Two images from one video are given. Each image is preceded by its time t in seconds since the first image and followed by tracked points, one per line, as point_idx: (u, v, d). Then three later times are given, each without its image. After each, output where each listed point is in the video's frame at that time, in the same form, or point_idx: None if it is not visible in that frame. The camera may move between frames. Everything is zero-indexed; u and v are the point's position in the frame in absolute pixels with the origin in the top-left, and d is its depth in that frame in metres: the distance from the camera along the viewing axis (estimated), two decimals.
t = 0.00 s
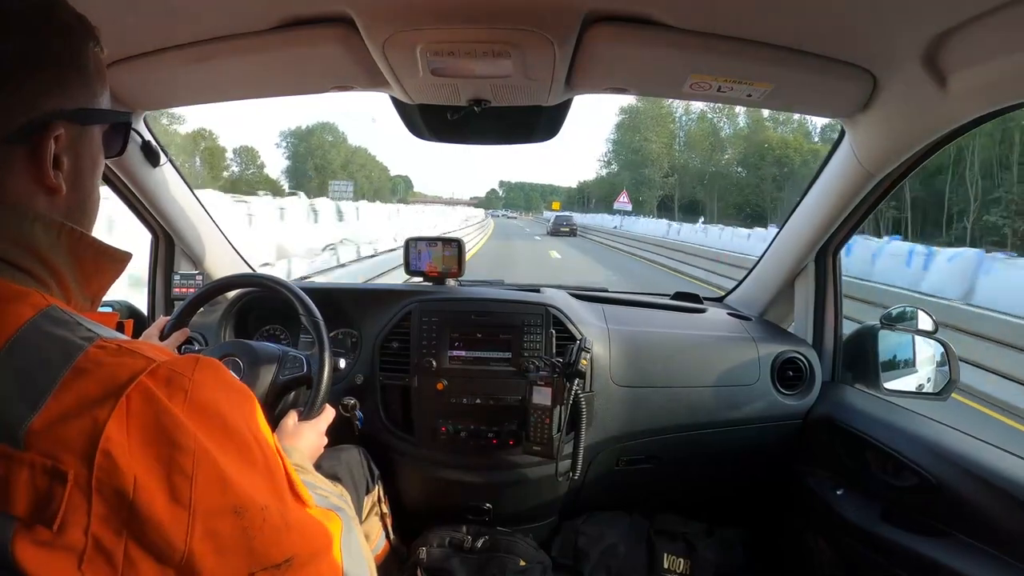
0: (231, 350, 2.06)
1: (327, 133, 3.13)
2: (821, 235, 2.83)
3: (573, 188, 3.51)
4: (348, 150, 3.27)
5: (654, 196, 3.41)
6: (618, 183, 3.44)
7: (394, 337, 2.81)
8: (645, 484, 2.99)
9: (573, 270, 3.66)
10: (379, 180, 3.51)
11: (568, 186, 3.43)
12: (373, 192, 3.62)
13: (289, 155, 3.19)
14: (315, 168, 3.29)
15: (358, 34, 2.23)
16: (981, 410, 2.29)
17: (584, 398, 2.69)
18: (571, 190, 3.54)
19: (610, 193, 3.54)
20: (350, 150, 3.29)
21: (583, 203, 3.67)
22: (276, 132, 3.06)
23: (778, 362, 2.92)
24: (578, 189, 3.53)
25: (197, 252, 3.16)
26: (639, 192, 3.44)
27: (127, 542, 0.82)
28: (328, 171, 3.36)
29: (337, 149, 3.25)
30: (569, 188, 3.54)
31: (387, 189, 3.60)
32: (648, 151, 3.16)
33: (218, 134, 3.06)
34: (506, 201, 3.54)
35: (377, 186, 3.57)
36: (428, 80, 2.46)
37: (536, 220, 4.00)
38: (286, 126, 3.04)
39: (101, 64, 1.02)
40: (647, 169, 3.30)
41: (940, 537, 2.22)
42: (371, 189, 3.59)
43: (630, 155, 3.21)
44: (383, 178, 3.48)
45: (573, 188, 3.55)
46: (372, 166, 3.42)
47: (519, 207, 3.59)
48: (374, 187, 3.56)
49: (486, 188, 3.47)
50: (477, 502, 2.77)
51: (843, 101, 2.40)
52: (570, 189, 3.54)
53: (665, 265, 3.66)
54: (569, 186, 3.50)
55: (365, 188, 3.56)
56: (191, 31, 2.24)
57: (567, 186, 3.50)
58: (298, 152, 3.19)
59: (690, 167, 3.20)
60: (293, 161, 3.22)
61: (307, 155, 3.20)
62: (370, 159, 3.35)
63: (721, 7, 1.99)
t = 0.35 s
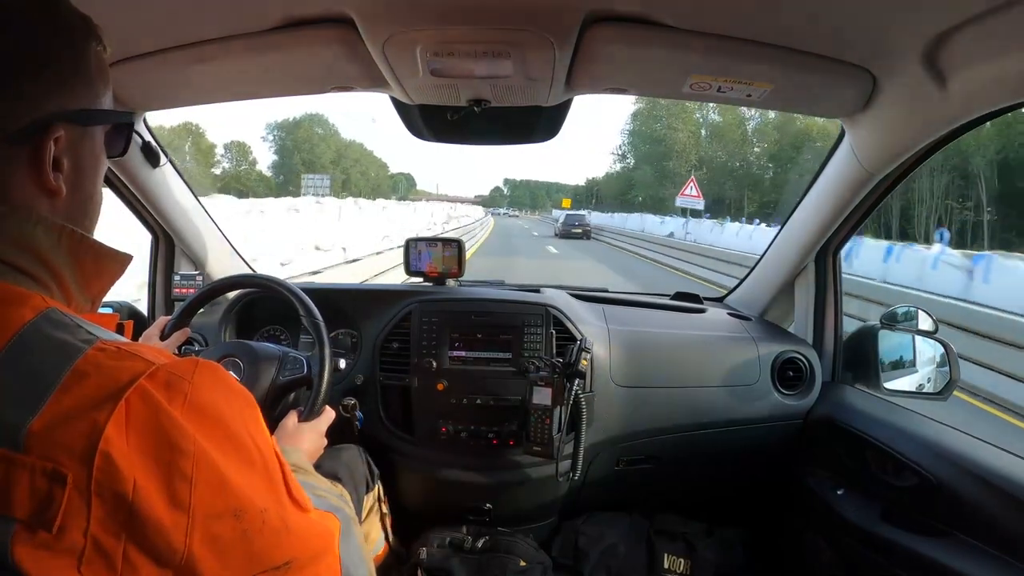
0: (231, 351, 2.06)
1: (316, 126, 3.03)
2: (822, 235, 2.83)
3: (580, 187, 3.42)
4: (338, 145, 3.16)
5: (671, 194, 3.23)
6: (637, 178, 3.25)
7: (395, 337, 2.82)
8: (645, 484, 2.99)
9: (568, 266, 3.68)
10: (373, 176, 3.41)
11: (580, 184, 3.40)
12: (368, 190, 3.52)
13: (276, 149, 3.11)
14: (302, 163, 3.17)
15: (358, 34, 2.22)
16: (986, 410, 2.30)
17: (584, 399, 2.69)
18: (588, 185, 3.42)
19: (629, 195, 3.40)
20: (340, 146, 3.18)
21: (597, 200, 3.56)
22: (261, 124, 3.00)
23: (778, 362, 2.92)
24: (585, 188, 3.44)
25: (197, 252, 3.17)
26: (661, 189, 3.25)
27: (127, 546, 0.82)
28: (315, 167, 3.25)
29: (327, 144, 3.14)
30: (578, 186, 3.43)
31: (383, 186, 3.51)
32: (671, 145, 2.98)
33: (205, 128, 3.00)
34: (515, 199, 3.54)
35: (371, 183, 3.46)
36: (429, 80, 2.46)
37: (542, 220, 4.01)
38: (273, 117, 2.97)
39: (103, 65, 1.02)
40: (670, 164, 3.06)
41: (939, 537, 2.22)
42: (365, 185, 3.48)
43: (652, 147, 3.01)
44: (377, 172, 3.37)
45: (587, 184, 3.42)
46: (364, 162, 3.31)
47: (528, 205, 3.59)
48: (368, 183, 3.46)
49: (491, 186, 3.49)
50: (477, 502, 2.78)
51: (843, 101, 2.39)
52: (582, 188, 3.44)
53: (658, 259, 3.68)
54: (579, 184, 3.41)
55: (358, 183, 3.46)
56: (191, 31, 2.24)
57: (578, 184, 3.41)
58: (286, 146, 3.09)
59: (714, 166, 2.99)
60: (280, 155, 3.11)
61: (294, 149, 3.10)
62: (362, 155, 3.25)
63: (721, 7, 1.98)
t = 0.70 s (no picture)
0: (231, 351, 2.06)
1: (303, 118, 2.98)
2: (823, 234, 2.83)
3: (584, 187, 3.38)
4: (323, 137, 3.11)
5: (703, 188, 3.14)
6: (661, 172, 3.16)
7: (395, 337, 2.82)
8: (645, 484, 2.99)
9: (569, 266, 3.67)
10: (367, 170, 3.34)
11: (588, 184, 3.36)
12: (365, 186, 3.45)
13: (261, 143, 3.07)
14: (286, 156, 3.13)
15: (357, 34, 2.22)
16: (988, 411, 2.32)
17: (584, 399, 2.70)
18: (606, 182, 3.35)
19: (650, 192, 3.32)
20: (325, 138, 3.13)
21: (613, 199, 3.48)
22: (247, 117, 2.95)
23: (778, 361, 2.92)
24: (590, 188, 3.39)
25: (196, 253, 3.17)
26: (690, 186, 3.19)
27: (128, 547, 0.82)
28: (301, 162, 3.20)
29: (313, 136, 3.09)
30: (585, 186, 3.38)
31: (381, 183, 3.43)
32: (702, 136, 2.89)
33: (190, 124, 2.96)
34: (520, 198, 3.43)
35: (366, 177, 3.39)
36: (428, 80, 2.46)
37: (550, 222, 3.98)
38: (257, 111, 2.93)
39: (107, 66, 1.02)
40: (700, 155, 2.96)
41: (938, 537, 2.22)
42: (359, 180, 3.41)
43: (674, 143, 2.95)
44: (370, 166, 3.30)
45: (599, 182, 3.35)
46: (354, 153, 3.26)
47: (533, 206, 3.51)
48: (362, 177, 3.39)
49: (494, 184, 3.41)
50: (477, 502, 2.78)
51: (843, 101, 2.39)
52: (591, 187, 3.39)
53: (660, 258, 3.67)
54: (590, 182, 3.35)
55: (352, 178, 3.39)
56: (192, 31, 2.24)
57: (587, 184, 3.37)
58: (269, 139, 3.05)
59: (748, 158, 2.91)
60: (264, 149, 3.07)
61: (277, 142, 3.05)
62: (351, 145, 3.20)
63: (720, 7, 1.98)
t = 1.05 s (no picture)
0: (232, 350, 2.06)
1: (286, 113, 2.94)
2: (823, 233, 2.83)
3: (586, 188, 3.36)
4: (309, 134, 3.09)
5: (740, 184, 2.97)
6: (694, 169, 3.05)
7: (394, 337, 2.81)
8: (645, 484, 2.99)
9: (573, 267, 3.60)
10: (355, 162, 3.37)
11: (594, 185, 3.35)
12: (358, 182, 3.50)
13: (243, 139, 3.02)
14: (267, 155, 3.07)
15: (358, 34, 2.22)
16: (990, 411, 2.29)
17: (584, 399, 2.70)
18: (624, 182, 3.29)
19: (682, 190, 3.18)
20: (312, 135, 3.11)
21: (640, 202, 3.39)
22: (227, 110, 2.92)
23: (778, 361, 2.92)
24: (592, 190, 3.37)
25: (197, 252, 3.17)
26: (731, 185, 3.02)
27: (128, 548, 0.82)
28: (283, 161, 3.15)
29: (299, 132, 3.06)
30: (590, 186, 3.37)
31: (373, 177, 3.48)
32: (742, 123, 2.82)
33: (174, 121, 2.92)
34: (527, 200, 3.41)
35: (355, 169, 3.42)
36: (429, 80, 2.46)
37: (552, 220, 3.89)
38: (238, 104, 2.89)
39: (108, 66, 1.02)
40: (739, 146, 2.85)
41: (938, 537, 2.22)
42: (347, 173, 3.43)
43: (714, 130, 2.86)
44: (359, 157, 3.33)
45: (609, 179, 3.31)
46: (341, 148, 3.25)
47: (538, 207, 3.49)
48: (353, 170, 3.42)
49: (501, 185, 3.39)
50: (478, 502, 2.78)
51: (844, 101, 2.39)
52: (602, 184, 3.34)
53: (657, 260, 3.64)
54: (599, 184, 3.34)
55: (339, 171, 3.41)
56: (194, 31, 2.25)
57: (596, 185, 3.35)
58: (253, 136, 3.01)
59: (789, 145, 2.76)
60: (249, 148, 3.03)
61: (259, 139, 3.01)
62: (340, 141, 3.19)
63: (720, 7, 1.98)
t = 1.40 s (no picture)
0: (231, 351, 2.06)
1: (266, 106, 2.89)
2: (823, 233, 2.83)
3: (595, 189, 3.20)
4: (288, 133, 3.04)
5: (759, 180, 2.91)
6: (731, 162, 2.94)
7: (395, 337, 2.81)
8: (645, 484, 2.99)
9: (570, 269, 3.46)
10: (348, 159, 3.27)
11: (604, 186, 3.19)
12: (357, 184, 3.38)
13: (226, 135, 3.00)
14: (243, 150, 3.04)
15: (358, 33, 2.22)
16: (986, 412, 2.30)
17: (584, 399, 2.70)
18: (645, 183, 3.16)
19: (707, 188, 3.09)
20: (293, 133, 3.06)
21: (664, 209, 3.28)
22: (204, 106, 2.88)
23: (778, 361, 2.92)
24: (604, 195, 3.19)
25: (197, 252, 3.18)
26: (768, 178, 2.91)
27: (129, 546, 0.82)
28: (261, 157, 3.10)
29: (281, 127, 3.00)
30: (603, 189, 3.17)
31: (372, 180, 3.35)
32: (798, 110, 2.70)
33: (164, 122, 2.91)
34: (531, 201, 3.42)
35: (348, 168, 3.32)
36: (429, 80, 2.46)
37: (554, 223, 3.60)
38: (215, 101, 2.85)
39: (109, 67, 1.02)
40: (764, 139, 2.81)
41: (937, 537, 2.22)
42: (340, 172, 3.34)
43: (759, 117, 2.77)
44: (350, 154, 3.25)
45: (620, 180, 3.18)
46: (328, 147, 3.19)
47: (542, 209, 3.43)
48: (345, 169, 3.33)
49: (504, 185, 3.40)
50: (478, 502, 2.78)
51: (843, 101, 2.40)
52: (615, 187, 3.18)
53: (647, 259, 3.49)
54: (613, 188, 3.17)
55: (330, 171, 3.32)
56: (194, 31, 2.24)
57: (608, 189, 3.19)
58: (230, 131, 2.99)
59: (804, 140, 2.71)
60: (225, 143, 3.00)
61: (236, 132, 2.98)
62: (328, 138, 3.14)
63: (720, 7, 1.98)
